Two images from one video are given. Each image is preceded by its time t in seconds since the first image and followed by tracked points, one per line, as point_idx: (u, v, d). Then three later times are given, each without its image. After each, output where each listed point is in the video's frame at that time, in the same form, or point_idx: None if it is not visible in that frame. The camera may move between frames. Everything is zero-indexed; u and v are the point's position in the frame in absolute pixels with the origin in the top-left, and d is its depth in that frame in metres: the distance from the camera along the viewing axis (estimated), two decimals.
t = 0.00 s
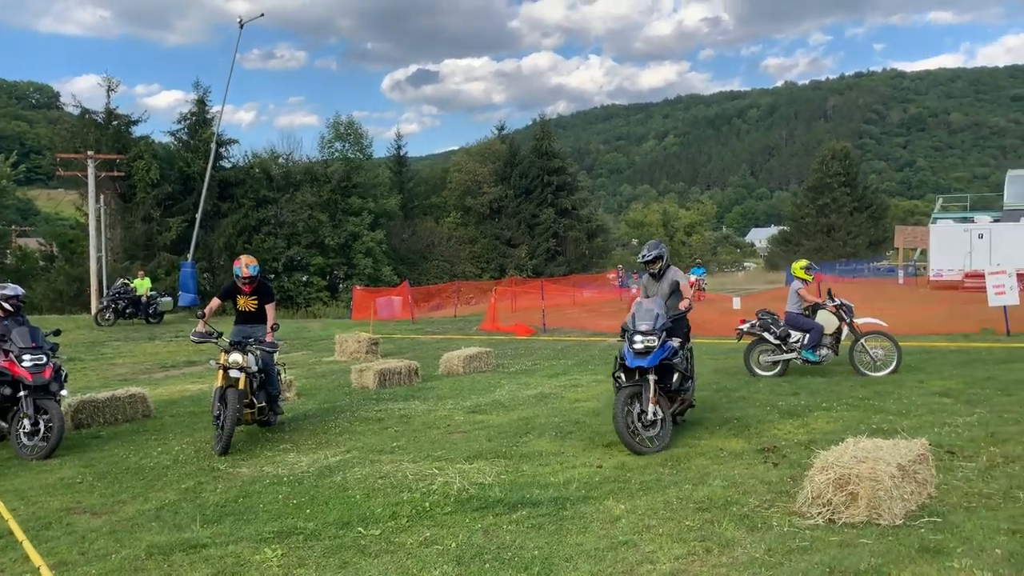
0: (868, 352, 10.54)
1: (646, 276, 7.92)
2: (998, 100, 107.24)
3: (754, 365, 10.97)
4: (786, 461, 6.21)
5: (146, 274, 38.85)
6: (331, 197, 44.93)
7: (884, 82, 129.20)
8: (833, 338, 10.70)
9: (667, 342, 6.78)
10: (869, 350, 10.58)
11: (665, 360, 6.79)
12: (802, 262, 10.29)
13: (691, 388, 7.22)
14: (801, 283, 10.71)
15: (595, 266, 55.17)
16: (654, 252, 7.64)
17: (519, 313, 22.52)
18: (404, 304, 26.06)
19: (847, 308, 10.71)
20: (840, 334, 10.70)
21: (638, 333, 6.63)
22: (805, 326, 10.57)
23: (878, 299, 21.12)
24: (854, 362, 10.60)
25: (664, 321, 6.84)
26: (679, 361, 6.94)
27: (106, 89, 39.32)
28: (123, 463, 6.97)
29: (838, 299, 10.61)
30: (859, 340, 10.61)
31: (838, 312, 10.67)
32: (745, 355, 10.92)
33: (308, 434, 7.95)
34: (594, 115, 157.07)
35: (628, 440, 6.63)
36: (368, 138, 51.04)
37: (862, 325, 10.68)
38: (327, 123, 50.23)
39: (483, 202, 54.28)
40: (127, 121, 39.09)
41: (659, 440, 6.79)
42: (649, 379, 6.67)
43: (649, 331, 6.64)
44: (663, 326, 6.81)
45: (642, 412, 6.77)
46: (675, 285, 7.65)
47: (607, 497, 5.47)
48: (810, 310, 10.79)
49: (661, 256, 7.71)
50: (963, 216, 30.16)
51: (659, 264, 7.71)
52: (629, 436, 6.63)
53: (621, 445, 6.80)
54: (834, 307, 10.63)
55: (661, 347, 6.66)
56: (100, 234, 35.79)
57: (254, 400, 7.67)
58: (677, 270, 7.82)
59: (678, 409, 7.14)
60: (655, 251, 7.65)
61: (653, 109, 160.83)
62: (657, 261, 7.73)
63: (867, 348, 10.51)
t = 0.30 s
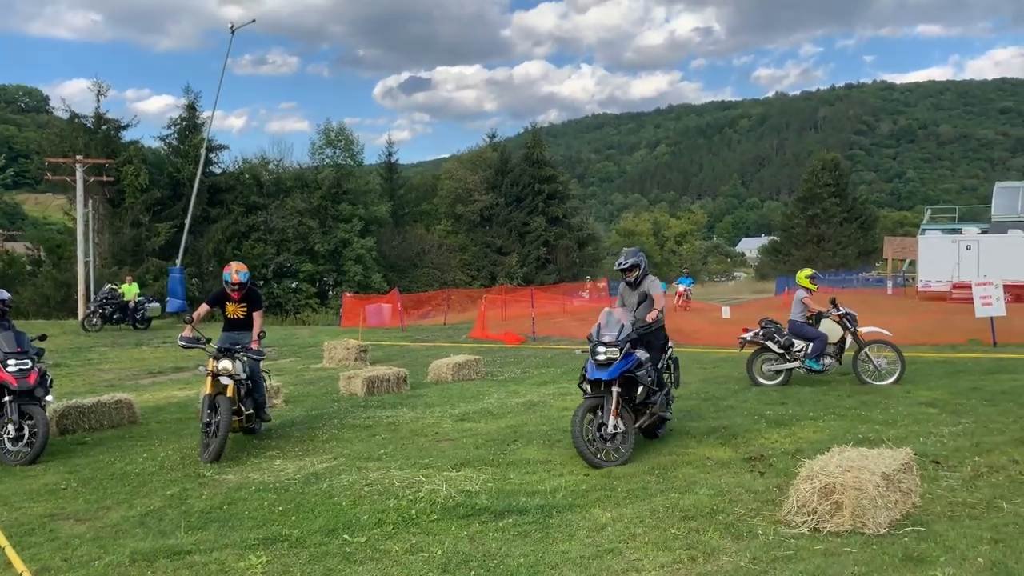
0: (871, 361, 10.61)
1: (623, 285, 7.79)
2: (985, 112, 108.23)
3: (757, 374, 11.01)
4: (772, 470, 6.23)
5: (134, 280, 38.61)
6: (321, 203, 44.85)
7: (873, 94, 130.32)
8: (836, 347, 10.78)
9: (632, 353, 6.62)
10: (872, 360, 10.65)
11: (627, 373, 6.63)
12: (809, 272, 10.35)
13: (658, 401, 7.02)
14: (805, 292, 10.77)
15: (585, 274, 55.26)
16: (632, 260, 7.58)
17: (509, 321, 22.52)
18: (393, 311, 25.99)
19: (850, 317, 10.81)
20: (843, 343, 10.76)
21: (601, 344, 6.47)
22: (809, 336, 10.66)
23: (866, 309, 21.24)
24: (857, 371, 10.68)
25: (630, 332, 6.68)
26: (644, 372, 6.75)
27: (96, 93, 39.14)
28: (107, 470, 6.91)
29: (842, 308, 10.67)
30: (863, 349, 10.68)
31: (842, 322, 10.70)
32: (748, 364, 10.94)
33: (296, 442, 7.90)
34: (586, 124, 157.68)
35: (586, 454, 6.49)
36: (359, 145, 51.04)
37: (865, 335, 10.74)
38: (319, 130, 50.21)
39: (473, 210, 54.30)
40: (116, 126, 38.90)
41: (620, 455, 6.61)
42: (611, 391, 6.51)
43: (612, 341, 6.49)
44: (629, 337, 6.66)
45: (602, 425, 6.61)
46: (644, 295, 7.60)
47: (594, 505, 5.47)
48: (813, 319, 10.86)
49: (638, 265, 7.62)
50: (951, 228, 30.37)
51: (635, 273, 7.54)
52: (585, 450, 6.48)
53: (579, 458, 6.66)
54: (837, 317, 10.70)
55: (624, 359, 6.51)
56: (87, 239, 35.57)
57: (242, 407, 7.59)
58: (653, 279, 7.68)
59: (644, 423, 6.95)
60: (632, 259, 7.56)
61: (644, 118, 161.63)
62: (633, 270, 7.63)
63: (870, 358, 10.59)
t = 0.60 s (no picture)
0: (882, 368, 10.58)
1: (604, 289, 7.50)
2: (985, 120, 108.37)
3: (767, 381, 10.96)
4: (771, 477, 6.22)
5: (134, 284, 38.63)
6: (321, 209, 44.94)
7: (873, 102, 130.49)
8: (847, 354, 10.75)
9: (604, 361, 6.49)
10: (882, 366, 10.62)
11: (600, 382, 6.49)
12: (819, 277, 10.39)
13: (636, 411, 6.85)
14: (815, 298, 10.80)
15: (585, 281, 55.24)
16: (611, 263, 7.26)
17: (509, 327, 22.51)
18: (393, 317, 25.99)
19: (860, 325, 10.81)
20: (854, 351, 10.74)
21: (572, 352, 6.36)
22: (819, 342, 10.63)
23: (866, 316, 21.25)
24: (868, 378, 10.65)
25: (604, 341, 6.52)
26: (619, 382, 6.60)
27: (98, 98, 39.25)
28: (107, 474, 6.90)
29: (853, 315, 10.68)
30: (873, 356, 10.66)
31: (853, 328, 10.69)
32: (758, 371, 10.92)
33: (296, 446, 7.91)
34: (586, 131, 157.96)
35: (552, 463, 6.39)
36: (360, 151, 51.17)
37: (875, 342, 10.73)
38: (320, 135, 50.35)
39: (474, 216, 54.37)
40: (118, 131, 39.01)
41: (590, 467, 6.45)
42: (582, 400, 6.38)
43: (584, 351, 6.36)
44: (604, 345, 6.52)
45: (571, 435, 6.49)
46: (619, 301, 7.29)
47: (592, 511, 5.46)
48: (823, 325, 10.85)
49: (618, 268, 7.26)
50: (951, 235, 30.38)
51: (619, 278, 7.27)
52: (551, 461, 6.37)
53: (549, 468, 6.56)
54: (849, 324, 10.69)
55: (595, 368, 6.37)
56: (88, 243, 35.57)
57: (241, 412, 7.55)
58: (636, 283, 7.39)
59: (621, 434, 6.79)
60: (612, 262, 7.27)
61: (644, 125, 161.87)
62: (614, 274, 7.28)
63: (881, 364, 10.55)
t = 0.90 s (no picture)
0: (901, 372, 10.50)
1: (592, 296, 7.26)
2: (994, 122, 107.81)
3: (785, 385, 10.93)
4: (779, 481, 6.20)
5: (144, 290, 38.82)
6: (329, 214, 45.11)
7: (881, 104, 130.04)
8: (865, 357, 10.68)
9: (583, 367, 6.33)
10: (901, 370, 10.55)
11: (578, 389, 6.33)
12: (837, 280, 10.33)
13: (616, 419, 6.60)
14: (833, 302, 10.74)
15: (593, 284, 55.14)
16: (596, 270, 7.00)
17: (516, 331, 22.51)
18: (401, 321, 26.02)
19: (879, 329, 10.74)
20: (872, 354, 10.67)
21: (550, 357, 6.25)
22: (837, 345, 10.58)
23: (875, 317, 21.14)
24: (887, 381, 10.58)
25: (583, 346, 6.36)
26: (597, 389, 6.42)
27: (108, 105, 39.55)
28: (117, 479, 6.93)
29: (870, 319, 10.65)
30: (892, 360, 10.60)
31: (871, 332, 10.65)
32: (775, 374, 10.91)
33: (304, 451, 7.92)
34: (593, 135, 158.01)
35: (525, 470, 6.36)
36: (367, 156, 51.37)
37: (894, 345, 10.67)
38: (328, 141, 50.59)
39: (481, 220, 54.47)
40: (127, 137, 39.29)
41: (564, 474, 6.35)
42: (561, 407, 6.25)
43: (560, 356, 6.24)
44: (583, 351, 6.36)
45: (548, 443, 6.38)
46: (608, 307, 7.10)
47: (599, 516, 5.44)
48: (841, 329, 10.81)
49: (604, 275, 7.02)
50: (960, 238, 30.22)
51: (607, 282, 7.06)
52: (524, 466, 6.37)
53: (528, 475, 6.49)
54: (866, 327, 10.64)
55: (571, 374, 6.22)
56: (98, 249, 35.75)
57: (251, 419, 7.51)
58: (622, 288, 7.12)
59: (601, 442, 6.59)
60: (597, 269, 7.00)
61: (651, 129, 161.76)
62: (601, 280, 7.05)
63: (900, 368, 10.48)
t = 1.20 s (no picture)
0: (927, 371, 10.36)
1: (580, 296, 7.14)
2: (1006, 121, 106.96)
3: (807, 384, 10.88)
4: (789, 481, 6.17)
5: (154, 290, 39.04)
6: (338, 213, 45.28)
7: (892, 102, 129.24)
8: (890, 357, 10.56)
9: (560, 371, 6.25)
10: (927, 369, 10.41)
11: (554, 393, 6.24)
12: (859, 279, 10.22)
13: (594, 425, 6.52)
14: (856, 301, 10.64)
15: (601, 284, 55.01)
16: (584, 272, 6.87)
17: (525, 331, 22.48)
18: (410, 321, 26.02)
19: (904, 327, 10.62)
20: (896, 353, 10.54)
21: (526, 361, 6.19)
22: (860, 345, 10.48)
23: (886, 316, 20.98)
24: (911, 381, 10.46)
25: (559, 349, 6.27)
26: (573, 394, 6.33)
27: (118, 106, 39.76)
28: (127, 478, 6.97)
29: (895, 318, 10.53)
30: (917, 359, 10.47)
31: (895, 330, 10.53)
32: (797, 374, 10.87)
33: (313, 450, 7.96)
34: (601, 134, 157.75)
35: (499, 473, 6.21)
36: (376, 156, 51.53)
37: (918, 344, 10.55)
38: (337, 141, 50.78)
39: (490, 220, 54.57)
40: (137, 138, 39.47)
41: (536, 477, 6.31)
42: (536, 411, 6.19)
43: (535, 359, 6.16)
44: (560, 355, 6.28)
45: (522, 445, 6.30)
46: (594, 310, 6.96)
47: (608, 515, 5.44)
48: (864, 328, 10.70)
49: (593, 276, 6.90)
50: (972, 237, 29.97)
51: (594, 286, 6.93)
52: (498, 467, 6.18)
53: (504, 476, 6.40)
54: (890, 327, 10.52)
55: (545, 378, 6.14)
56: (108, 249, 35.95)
57: (253, 421, 7.36)
58: (611, 291, 6.98)
59: (580, 448, 6.51)
60: (585, 271, 6.87)
61: (660, 128, 161.32)
62: (589, 282, 6.93)
63: (926, 368, 10.33)
